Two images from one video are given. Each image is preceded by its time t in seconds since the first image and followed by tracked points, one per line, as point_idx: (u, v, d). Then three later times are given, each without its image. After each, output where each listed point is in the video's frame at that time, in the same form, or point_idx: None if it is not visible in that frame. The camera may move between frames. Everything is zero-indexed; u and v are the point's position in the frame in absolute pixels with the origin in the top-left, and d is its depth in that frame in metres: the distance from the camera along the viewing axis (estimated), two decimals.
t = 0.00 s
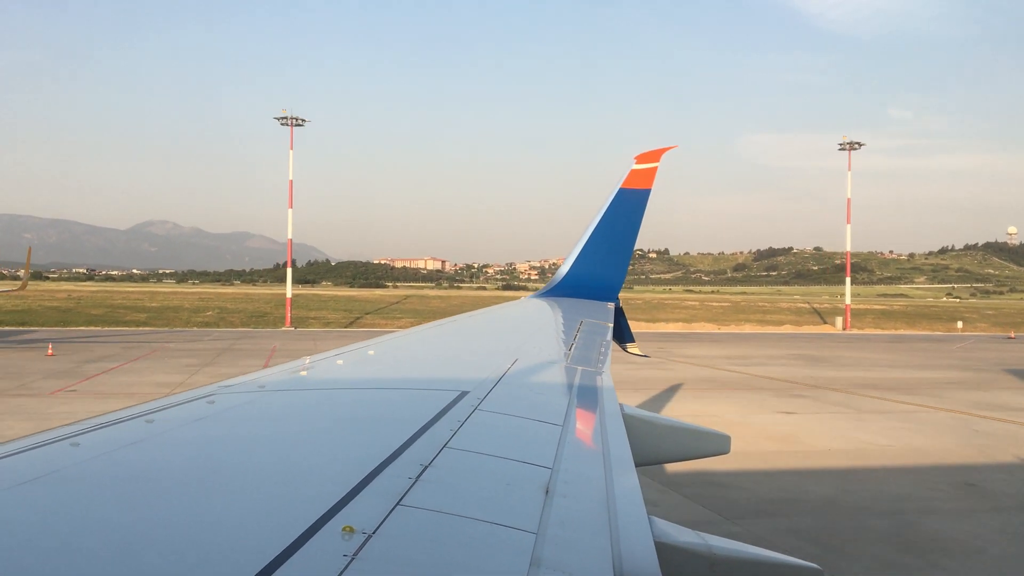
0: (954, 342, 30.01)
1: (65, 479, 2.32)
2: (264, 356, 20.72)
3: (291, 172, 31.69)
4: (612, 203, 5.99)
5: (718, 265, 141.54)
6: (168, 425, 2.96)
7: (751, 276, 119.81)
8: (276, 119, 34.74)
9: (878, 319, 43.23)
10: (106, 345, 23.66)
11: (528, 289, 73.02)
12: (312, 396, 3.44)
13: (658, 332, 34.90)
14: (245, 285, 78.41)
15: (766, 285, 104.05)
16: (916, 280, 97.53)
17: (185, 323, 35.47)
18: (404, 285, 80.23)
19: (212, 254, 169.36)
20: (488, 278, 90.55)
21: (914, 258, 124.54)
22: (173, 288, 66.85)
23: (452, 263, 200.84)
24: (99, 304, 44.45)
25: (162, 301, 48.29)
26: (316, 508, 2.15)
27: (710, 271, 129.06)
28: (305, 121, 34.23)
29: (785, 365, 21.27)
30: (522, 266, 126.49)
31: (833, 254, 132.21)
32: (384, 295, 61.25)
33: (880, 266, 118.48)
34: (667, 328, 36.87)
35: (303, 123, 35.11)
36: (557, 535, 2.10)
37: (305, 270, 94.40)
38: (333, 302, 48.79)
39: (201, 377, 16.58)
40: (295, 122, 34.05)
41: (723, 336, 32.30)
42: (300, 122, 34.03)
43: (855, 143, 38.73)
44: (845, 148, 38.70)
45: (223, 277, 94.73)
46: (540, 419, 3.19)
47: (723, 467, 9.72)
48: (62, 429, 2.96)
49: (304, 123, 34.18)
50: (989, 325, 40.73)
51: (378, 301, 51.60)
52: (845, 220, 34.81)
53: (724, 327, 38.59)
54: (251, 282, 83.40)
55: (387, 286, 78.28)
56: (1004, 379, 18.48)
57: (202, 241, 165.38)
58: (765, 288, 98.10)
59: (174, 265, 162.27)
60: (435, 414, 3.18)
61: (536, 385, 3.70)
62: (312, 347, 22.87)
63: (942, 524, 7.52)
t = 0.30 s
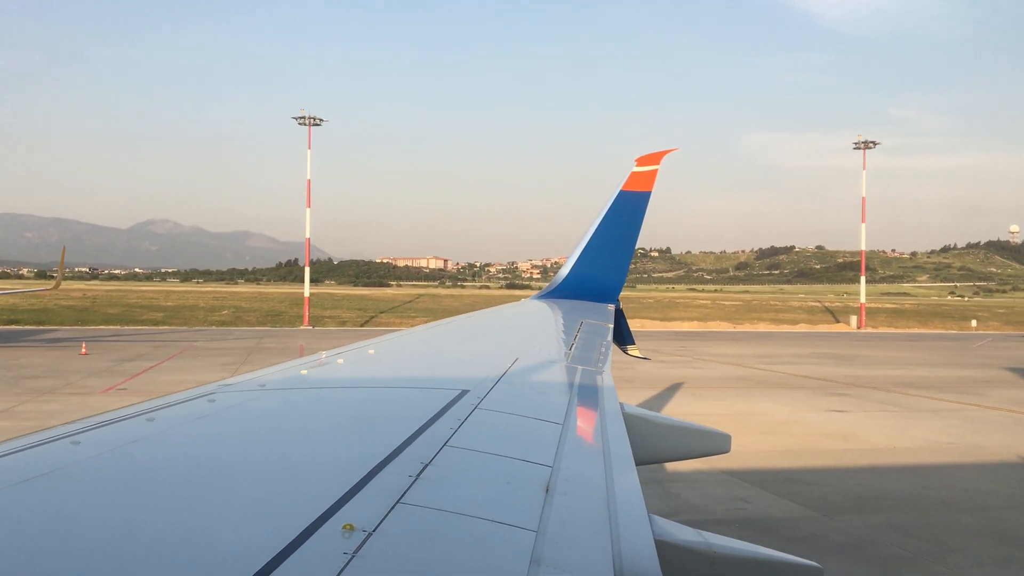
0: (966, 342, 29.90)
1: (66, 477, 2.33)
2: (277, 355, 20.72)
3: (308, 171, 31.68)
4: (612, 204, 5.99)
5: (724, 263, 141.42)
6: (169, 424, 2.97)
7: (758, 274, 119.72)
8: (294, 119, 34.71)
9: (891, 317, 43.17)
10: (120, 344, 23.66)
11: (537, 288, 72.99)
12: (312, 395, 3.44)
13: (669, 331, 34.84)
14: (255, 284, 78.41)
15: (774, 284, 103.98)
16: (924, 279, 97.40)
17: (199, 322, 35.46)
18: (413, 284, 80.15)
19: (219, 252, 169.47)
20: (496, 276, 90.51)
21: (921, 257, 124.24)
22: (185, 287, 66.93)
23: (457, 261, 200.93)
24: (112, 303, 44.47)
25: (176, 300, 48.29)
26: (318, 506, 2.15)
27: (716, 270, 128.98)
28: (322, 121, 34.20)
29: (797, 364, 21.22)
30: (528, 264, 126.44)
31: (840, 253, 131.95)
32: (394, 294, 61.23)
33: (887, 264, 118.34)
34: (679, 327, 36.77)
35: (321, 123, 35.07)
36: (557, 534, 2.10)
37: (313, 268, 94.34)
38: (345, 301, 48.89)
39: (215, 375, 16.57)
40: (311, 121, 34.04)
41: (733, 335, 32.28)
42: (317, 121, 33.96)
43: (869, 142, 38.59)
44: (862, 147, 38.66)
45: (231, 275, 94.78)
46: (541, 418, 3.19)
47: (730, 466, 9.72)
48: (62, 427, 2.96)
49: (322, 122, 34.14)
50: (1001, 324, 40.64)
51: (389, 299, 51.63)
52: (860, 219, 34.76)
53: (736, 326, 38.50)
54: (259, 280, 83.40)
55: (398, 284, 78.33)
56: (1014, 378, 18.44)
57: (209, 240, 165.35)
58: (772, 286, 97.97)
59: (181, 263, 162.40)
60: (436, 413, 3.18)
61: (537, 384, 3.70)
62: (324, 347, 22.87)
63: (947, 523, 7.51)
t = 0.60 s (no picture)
0: (980, 339, 29.81)
1: (66, 475, 2.33)
2: (290, 354, 20.67)
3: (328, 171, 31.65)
4: (613, 200, 5.99)
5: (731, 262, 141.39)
6: (171, 422, 2.97)
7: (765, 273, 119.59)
8: (314, 120, 34.71)
9: (903, 316, 43.07)
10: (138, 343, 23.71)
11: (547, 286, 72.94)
12: (313, 393, 3.44)
13: (681, 329, 34.79)
14: (266, 283, 78.46)
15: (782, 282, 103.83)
16: (933, 277, 97.18)
17: (215, 321, 35.49)
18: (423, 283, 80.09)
19: (226, 252, 169.47)
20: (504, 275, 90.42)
21: (928, 254, 124.00)
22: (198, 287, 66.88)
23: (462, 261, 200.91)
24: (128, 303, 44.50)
25: (191, 299, 48.35)
26: (319, 504, 2.15)
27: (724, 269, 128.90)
28: (342, 121, 34.21)
29: (810, 361, 21.19)
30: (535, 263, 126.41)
31: (848, 251, 131.72)
32: (405, 293, 61.17)
33: (895, 262, 118.23)
34: (691, 326, 36.72)
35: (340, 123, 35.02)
36: (559, 531, 2.11)
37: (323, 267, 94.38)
38: (358, 300, 48.87)
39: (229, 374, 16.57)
40: (332, 123, 33.99)
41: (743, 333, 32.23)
42: (335, 122, 33.88)
43: (884, 139, 38.49)
44: (876, 145, 38.59)
45: (240, 275, 94.79)
46: (542, 415, 3.20)
47: (737, 463, 9.73)
48: (64, 425, 2.97)
49: (341, 123, 34.04)
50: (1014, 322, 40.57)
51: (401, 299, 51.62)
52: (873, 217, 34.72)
53: (749, 324, 38.43)
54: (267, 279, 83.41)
55: (407, 284, 78.29)
56: None
57: (218, 239, 165.42)
58: (780, 285, 97.82)
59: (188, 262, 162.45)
60: (437, 411, 3.19)
61: (538, 381, 3.72)
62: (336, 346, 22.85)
63: (953, 520, 7.50)
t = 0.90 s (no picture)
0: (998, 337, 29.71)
1: (67, 478, 2.33)
2: (300, 353, 20.69)
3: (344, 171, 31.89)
4: (612, 202, 5.99)
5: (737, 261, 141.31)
6: (171, 424, 2.97)
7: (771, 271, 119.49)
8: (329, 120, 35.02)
9: (914, 313, 42.98)
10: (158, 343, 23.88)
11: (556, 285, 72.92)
12: (312, 395, 3.44)
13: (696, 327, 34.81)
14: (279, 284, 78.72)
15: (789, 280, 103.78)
16: (940, 275, 97.05)
17: (231, 321, 35.66)
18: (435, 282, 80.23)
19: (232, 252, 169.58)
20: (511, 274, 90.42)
21: (937, 252, 123.79)
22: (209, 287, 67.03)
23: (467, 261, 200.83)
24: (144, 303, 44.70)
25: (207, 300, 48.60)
26: (320, 506, 2.15)
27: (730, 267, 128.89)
28: (356, 121, 34.53)
29: (826, 360, 21.19)
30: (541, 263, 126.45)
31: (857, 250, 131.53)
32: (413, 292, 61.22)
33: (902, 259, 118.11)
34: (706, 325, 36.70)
35: (355, 123, 35.22)
36: (559, 533, 2.10)
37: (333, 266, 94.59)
38: (370, 300, 48.93)
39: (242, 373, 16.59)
40: (347, 122, 34.44)
41: (753, 332, 32.19)
42: (349, 124, 34.06)
43: (898, 138, 38.54)
44: (889, 144, 38.69)
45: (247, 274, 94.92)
46: (542, 417, 3.19)
47: (745, 462, 9.75)
48: (65, 428, 2.97)
49: (356, 122, 34.54)
50: None
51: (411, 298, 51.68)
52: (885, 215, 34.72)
53: (764, 323, 38.36)
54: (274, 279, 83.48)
55: (415, 283, 78.36)
56: None
57: (229, 239, 165.71)
58: (787, 283, 97.75)
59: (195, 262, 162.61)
60: (438, 412, 3.19)
61: (538, 382, 3.72)
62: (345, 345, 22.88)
63: (961, 516, 7.51)
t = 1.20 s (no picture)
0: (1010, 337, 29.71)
1: (63, 477, 2.33)
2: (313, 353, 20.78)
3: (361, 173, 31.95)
4: (611, 199, 5.99)
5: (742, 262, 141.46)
6: (169, 424, 2.97)
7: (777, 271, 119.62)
8: (346, 122, 35.12)
9: (925, 314, 42.98)
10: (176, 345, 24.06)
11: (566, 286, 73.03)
12: (312, 395, 3.44)
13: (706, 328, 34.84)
14: (289, 284, 78.93)
15: (795, 280, 103.85)
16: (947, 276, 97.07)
17: (248, 322, 35.82)
18: (445, 282, 80.50)
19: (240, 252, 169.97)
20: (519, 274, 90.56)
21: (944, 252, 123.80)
22: (220, 288, 67.34)
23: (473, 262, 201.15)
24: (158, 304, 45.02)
25: (219, 301, 48.80)
26: (319, 507, 2.14)
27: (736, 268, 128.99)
28: (373, 122, 34.57)
29: (839, 359, 21.23)
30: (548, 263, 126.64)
31: (863, 250, 131.53)
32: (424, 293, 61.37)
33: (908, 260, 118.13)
34: (719, 325, 36.76)
35: (372, 124, 35.26)
36: (559, 533, 2.10)
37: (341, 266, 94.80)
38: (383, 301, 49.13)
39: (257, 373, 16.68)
40: (363, 122, 34.46)
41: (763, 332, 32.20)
42: (366, 125, 34.07)
43: (911, 138, 38.71)
44: (902, 145, 38.86)
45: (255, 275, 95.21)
46: (541, 417, 3.19)
47: (752, 461, 9.77)
48: (63, 427, 2.96)
49: (373, 124, 34.54)
50: None
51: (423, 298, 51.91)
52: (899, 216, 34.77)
53: (778, 323, 38.37)
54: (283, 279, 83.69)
55: (424, 284, 78.52)
56: None
57: (235, 240, 166.11)
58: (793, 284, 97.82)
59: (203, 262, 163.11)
60: (437, 411, 3.19)
61: (538, 381, 3.72)
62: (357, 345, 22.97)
63: (961, 515, 7.51)
